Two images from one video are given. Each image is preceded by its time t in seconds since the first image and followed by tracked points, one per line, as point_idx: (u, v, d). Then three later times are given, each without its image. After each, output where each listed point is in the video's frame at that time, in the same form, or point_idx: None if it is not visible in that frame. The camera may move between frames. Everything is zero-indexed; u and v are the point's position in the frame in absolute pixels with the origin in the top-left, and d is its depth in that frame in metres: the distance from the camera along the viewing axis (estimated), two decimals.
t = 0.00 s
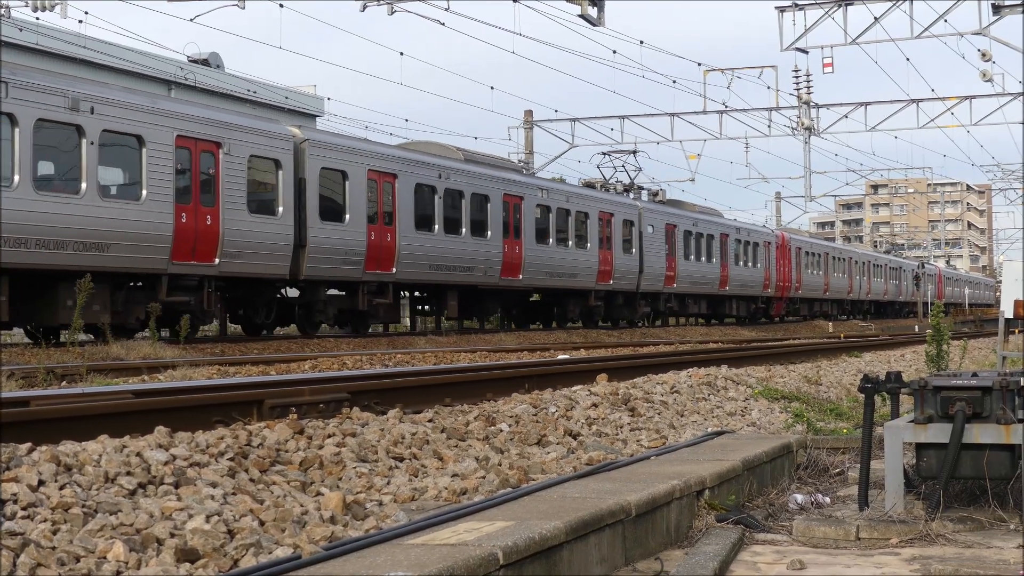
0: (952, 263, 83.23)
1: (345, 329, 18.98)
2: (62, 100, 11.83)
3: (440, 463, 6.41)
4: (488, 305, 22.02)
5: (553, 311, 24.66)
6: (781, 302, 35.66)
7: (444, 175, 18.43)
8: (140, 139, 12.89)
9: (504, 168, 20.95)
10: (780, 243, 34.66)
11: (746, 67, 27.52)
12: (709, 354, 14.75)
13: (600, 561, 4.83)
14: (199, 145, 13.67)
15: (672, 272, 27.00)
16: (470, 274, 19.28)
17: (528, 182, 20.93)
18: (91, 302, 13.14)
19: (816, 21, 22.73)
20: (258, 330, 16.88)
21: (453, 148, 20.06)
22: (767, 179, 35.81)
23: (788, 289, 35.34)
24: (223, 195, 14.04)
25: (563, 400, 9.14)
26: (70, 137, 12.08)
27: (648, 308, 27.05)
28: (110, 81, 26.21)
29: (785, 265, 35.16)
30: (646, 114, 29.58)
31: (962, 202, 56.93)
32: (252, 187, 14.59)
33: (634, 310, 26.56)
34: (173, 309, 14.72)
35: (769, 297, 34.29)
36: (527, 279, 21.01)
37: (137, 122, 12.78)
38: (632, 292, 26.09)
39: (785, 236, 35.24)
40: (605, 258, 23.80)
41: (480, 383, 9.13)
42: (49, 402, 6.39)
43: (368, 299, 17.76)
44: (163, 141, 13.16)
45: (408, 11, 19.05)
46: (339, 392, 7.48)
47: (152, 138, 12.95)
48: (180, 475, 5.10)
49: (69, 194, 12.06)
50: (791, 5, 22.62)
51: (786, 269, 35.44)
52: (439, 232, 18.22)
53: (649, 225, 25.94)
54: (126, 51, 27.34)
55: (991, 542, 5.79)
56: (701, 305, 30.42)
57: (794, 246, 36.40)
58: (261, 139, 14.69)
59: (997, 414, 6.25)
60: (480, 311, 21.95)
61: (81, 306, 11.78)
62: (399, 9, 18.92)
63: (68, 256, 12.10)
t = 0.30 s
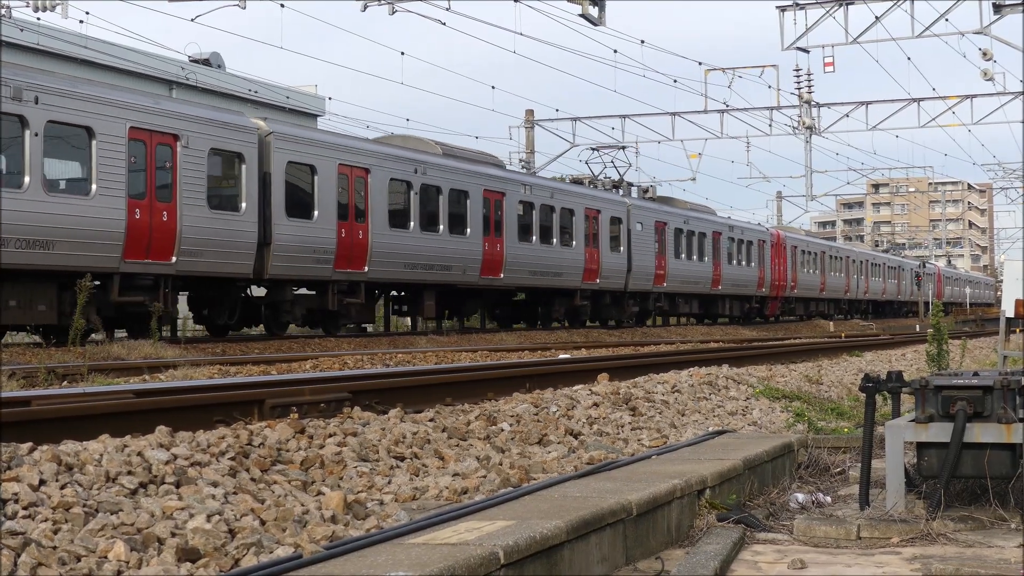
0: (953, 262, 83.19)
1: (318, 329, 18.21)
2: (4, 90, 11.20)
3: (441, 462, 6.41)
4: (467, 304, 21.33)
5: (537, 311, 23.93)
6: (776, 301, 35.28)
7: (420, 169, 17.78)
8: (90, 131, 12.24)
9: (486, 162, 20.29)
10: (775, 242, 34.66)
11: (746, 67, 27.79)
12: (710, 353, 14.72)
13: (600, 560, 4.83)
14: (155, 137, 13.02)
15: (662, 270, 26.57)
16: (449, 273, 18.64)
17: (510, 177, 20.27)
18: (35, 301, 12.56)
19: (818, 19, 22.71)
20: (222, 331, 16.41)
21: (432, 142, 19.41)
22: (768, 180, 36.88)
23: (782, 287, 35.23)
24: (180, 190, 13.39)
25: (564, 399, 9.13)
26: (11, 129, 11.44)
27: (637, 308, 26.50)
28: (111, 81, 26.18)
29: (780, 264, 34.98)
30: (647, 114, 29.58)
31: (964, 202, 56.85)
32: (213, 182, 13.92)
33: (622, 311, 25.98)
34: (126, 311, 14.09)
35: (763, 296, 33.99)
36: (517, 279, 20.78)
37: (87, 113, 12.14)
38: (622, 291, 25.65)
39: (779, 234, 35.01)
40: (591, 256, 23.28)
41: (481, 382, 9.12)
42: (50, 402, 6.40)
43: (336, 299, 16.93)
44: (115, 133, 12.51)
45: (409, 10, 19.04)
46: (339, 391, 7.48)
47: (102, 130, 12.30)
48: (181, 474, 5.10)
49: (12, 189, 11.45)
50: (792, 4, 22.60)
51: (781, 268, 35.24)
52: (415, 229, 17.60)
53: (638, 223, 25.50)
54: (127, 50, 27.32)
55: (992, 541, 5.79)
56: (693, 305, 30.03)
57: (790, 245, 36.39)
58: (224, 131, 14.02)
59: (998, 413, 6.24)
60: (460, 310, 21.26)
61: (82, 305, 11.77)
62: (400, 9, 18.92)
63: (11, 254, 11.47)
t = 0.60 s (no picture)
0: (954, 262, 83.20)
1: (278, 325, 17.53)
2: None
3: (441, 461, 6.41)
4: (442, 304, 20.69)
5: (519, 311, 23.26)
6: (770, 301, 35.28)
7: (392, 163, 16.99)
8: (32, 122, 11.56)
9: (464, 157, 19.54)
10: (768, 241, 34.41)
11: (747, 67, 27.39)
12: (711, 353, 14.70)
13: (601, 560, 4.84)
14: (103, 129, 12.31)
15: (650, 268, 25.99)
16: (423, 271, 17.86)
17: (488, 172, 19.51)
18: None
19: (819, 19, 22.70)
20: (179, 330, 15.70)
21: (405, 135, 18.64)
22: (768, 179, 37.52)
23: (776, 287, 35.15)
24: (130, 185, 12.73)
25: (564, 399, 9.12)
26: None
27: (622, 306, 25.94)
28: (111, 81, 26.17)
29: (773, 263, 34.85)
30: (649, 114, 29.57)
31: (965, 202, 56.77)
32: (167, 176, 13.23)
33: (608, 309, 25.64)
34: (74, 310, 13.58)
35: (756, 296, 33.83)
36: (517, 279, 20.75)
37: (29, 104, 11.44)
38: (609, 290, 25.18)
39: (773, 232, 34.90)
40: (575, 254, 22.59)
41: (481, 382, 9.10)
42: (52, 401, 6.41)
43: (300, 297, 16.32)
44: (59, 125, 11.81)
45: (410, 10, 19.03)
46: (340, 391, 7.48)
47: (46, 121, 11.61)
48: (181, 473, 5.09)
49: None
50: (793, 4, 22.57)
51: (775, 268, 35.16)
52: (386, 225, 16.87)
53: (624, 220, 24.90)
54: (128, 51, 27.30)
55: (992, 540, 5.80)
56: (683, 305, 29.63)
57: (784, 244, 36.24)
58: (181, 124, 13.31)
59: (999, 413, 6.24)
60: (434, 310, 20.62)
61: (82, 304, 11.77)
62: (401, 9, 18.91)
63: None
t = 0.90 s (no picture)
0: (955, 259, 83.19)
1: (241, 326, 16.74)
2: None
3: (443, 460, 6.41)
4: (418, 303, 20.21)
5: (499, 309, 22.87)
6: (764, 299, 35.23)
7: (361, 155, 16.33)
8: None
9: (439, 149, 18.90)
10: (762, 237, 34.42)
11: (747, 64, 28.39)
12: (712, 351, 14.69)
13: (602, 558, 4.83)
14: (42, 118, 11.65)
15: (637, 266, 25.82)
16: (394, 268, 17.24)
17: (465, 165, 18.93)
18: None
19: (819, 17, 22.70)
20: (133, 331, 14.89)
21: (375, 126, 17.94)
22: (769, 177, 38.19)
23: (770, 285, 35.10)
24: (73, 176, 12.11)
25: (565, 397, 9.12)
26: None
27: (607, 304, 25.69)
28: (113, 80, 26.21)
29: (766, 260, 34.70)
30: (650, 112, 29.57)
31: (966, 199, 56.77)
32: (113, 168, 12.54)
33: (594, 307, 25.37)
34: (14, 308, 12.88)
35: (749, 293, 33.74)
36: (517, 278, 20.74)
37: None
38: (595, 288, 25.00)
39: (767, 229, 34.80)
40: (558, 250, 22.12)
41: (482, 381, 9.09)
42: (54, 399, 6.43)
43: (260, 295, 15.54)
44: None
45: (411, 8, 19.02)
46: (342, 389, 7.49)
47: None
48: (183, 472, 5.10)
49: None
50: (793, 2, 22.57)
51: (768, 265, 35.04)
52: (354, 220, 16.19)
53: (612, 215, 24.59)
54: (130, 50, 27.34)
55: (993, 539, 5.79)
56: (671, 302, 29.41)
57: (778, 241, 36.16)
58: (130, 112, 12.62)
59: (1000, 411, 6.23)
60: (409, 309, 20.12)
61: (82, 304, 11.76)
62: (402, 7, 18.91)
63: None
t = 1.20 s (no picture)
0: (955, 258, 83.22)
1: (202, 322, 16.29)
2: None
3: (443, 458, 6.42)
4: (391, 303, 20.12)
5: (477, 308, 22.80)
6: (755, 299, 35.21)
7: (324, 147, 15.95)
8: None
9: (411, 142, 18.59)
10: (754, 234, 34.42)
11: (748, 64, 28.34)
12: (712, 350, 14.71)
13: (602, 557, 4.83)
14: None
15: (622, 263, 25.74)
16: (361, 265, 16.91)
17: (438, 158, 18.64)
18: None
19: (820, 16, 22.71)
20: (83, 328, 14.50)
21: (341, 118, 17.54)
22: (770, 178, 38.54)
23: (762, 283, 35.10)
24: (5, 165, 11.47)
25: (565, 396, 9.13)
26: None
27: (590, 303, 25.63)
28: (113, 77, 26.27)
29: (759, 258, 34.64)
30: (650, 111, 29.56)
31: (967, 198, 56.76)
32: (48, 157, 11.98)
33: (577, 306, 25.33)
34: None
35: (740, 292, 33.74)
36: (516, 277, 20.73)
37: None
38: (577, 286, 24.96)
39: (758, 227, 34.77)
40: (538, 247, 21.94)
41: (482, 380, 9.09)
42: (54, 397, 6.44)
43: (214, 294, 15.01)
44: None
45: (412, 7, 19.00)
46: (342, 388, 7.49)
47: None
48: (183, 470, 5.10)
49: None
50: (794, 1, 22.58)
51: (760, 263, 34.99)
52: (318, 215, 15.86)
53: (595, 211, 24.50)
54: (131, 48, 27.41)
55: (993, 538, 5.79)
56: (658, 301, 29.27)
57: (772, 238, 36.15)
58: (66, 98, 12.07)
59: (1000, 410, 6.24)
60: (380, 307, 20.00)
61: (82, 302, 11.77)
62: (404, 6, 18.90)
63: None
